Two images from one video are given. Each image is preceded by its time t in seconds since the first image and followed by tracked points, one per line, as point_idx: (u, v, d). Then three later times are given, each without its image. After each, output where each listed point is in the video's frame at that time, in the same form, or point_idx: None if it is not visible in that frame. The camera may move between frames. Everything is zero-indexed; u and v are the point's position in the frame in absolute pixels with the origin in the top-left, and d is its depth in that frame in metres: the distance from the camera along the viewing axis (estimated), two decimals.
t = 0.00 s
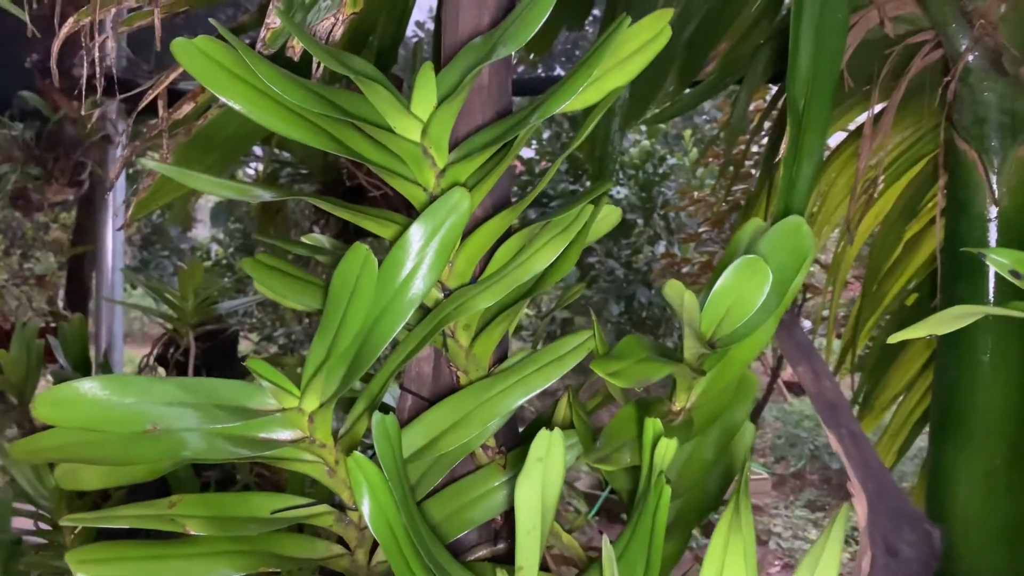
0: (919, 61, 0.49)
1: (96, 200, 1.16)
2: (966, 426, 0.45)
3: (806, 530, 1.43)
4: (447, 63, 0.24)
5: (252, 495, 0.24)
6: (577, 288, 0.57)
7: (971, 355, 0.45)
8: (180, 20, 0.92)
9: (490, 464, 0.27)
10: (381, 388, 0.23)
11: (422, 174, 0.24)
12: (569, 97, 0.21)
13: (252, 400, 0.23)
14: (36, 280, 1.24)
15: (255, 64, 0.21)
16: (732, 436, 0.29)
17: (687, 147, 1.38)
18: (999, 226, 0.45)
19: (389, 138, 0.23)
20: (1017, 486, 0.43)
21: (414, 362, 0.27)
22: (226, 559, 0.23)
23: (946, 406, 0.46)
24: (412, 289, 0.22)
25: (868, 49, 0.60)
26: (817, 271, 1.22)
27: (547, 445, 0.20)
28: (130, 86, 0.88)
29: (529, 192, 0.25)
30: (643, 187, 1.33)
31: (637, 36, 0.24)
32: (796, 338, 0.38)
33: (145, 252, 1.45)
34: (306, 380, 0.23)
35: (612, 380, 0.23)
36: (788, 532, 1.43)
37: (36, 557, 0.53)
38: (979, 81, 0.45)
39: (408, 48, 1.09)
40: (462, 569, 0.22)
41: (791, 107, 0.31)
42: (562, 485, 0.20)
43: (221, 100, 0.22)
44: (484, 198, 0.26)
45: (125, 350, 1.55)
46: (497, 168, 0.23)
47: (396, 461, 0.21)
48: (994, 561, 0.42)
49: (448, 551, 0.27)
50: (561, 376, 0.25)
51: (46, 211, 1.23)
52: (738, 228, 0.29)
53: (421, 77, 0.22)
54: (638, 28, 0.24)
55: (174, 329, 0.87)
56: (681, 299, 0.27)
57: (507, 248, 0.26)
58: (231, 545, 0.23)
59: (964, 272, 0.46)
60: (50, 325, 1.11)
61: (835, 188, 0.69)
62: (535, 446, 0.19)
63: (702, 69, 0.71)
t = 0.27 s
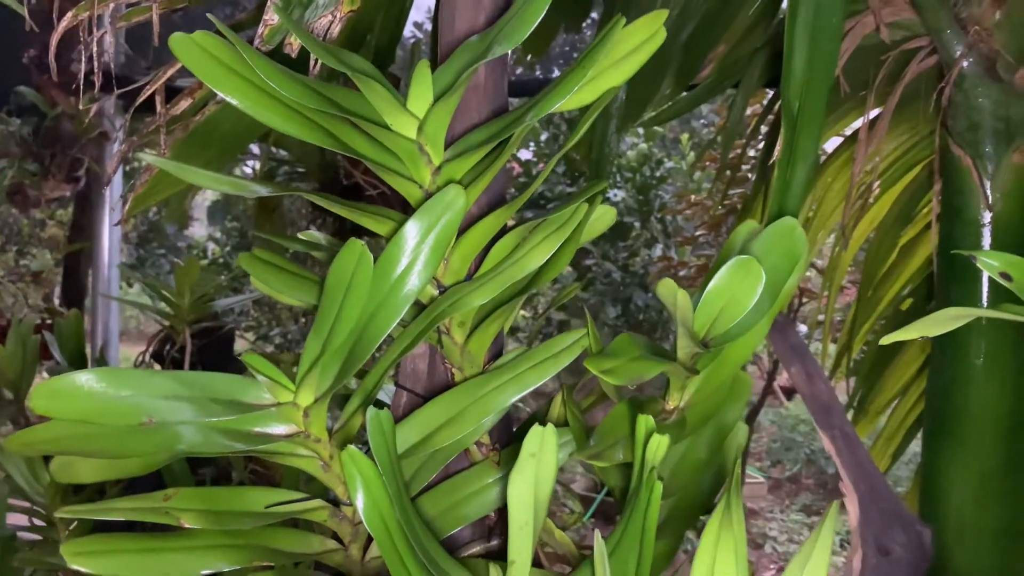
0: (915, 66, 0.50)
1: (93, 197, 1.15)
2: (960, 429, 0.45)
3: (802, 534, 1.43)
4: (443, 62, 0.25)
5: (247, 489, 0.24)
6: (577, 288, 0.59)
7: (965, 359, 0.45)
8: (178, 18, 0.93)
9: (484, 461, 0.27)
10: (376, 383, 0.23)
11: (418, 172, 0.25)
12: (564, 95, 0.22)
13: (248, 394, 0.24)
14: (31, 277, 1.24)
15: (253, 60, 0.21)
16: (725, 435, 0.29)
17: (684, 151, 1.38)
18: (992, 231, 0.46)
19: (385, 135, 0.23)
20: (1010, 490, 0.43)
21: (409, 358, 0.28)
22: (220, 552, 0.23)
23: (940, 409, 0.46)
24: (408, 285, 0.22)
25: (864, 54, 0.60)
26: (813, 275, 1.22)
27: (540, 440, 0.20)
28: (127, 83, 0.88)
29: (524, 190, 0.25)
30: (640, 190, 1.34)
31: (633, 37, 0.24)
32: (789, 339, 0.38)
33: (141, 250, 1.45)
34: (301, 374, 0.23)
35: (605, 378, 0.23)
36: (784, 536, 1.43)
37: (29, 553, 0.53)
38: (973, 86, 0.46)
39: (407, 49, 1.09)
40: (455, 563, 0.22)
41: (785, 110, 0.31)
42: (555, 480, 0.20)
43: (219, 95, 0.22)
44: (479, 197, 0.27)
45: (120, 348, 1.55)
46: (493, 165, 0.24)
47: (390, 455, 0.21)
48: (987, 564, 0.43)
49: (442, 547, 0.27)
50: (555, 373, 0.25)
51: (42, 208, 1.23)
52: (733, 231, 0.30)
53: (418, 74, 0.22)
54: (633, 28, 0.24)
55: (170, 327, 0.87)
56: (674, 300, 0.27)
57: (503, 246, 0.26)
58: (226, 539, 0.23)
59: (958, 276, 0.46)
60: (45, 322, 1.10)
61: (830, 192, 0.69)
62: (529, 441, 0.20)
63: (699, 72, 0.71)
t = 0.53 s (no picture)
0: (915, 66, 0.50)
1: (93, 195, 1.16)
2: (956, 427, 0.45)
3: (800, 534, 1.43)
4: (442, 58, 0.25)
5: (245, 483, 0.24)
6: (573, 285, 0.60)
7: (963, 357, 0.45)
8: (179, 15, 0.93)
9: (481, 456, 0.27)
10: (374, 378, 0.23)
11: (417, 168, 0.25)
12: (563, 91, 0.22)
13: (247, 388, 0.24)
14: (31, 275, 1.24)
15: (253, 54, 0.21)
16: (722, 433, 0.29)
17: (685, 150, 1.38)
18: (990, 231, 0.46)
19: (385, 130, 0.23)
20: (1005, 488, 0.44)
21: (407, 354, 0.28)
22: (217, 546, 0.23)
23: (936, 407, 0.46)
24: (406, 280, 0.22)
25: (864, 53, 0.61)
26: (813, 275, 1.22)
27: (536, 434, 0.20)
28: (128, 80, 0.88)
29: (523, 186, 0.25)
30: (640, 189, 1.33)
31: (631, 33, 0.24)
32: (787, 337, 0.38)
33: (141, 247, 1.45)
34: (299, 368, 0.23)
35: (603, 373, 0.23)
36: (783, 536, 1.43)
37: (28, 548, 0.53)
38: (973, 86, 0.46)
39: (407, 47, 1.09)
40: (452, 558, 0.22)
41: (784, 107, 0.31)
42: (550, 474, 0.20)
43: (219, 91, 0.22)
44: (478, 193, 0.27)
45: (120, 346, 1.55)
46: (493, 161, 0.24)
47: (387, 449, 0.21)
48: (983, 562, 0.44)
49: (440, 542, 0.27)
50: (553, 368, 0.25)
51: (42, 205, 1.23)
52: (732, 227, 0.30)
53: (417, 70, 0.22)
54: (632, 24, 0.24)
55: (169, 323, 0.87)
56: (671, 295, 0.26)
57: (501, 242, 0.26)
58: (223, 532, 0.23)
59: (956, 275, 0.46)
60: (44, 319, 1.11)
61: (830, 191, 0.69)
62: (525, 434, 0.20)
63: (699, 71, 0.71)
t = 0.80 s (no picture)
0: (909, 66, 0.50)
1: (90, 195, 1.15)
2: (949, 426, 0.45)
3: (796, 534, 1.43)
4: (436, 59, 0.25)
5: (238, 481, 0.24)
6: (571, 283, 0.61)
7: (955, 357, 0.45)
8: (177, 16, 0.93)
9: (475, 456, 0.27)
10: (368, 377, 0.23)
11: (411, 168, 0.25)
12: (556, 93, 0.22)
13: (240, 387, 0.24)
14: (27, 275, 1.24)
15: (248, 56, 0.21)
16: (713, 432, 0.29)
17: (681, 151, 1.38)
18: (983, 231, 0.46)
19: (379, 131, 0.23)
20: (997, 486, 0.44)
21: (402, 353, 0.28)
22: (211, 543, 0.23)
23: (929, 407, 0.46)
24: (400, 279, 0.22)
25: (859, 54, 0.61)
26: (809, 275, 1.22)
27: (527, 433, 0.20)
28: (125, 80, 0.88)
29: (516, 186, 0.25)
30: (637, 190, 1.33)
31: (624, 35, 0.24)
32: (778, 337, 0.38)
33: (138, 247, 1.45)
34: (294, 367, 0.23)
35: (594, 372, 0.23)
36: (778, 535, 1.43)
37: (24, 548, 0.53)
38: (966, 86, 0.46)
39: (404, 48, 1.09)
40: (445, 555, 0.22)
41: (776, 107, 0.31)
42: (542, 472, 0.20)
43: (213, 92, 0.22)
44: (472, 193, 0.27)
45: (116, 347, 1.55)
46: (486, 161, 0.24)
47: (381, 448, 0.21)
48: (972, 558, 0.44)
49: (433, 540, 0.27)
50: (546, 368, 0.25)
51: (39, 205, 1.23)
52: (725, 228, 0.30)
53: (411, 71, 0.23)
54: (624, 26, 0.24)
55: (166, 322, 0.87)
56: (662, 295, 0.27)
57: (494, 242, 0.26)
58: (217, 530, 0.23)
59: (949, 275, 0.46)
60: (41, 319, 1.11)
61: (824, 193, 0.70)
62: (516, 434, 0.20)
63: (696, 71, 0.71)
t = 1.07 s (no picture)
0: (903, 68, 0.50)
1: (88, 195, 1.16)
2: (943, 426, 0.46)
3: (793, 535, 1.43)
4: (429, 59, 0.25)
5: (232, 477, 0.24)
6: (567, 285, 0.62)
7: (948, 358, 0.46)
8: (176, 17, 0.93)
9: (467, 453, 0.28)
10: (361, 373, 0.23)
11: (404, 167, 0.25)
12: (547, 92, 0.22)
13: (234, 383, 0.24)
14: (26, 275, 1.24)
15: (242, 54, 0.22)
16: (705, 432, 0.30)
17: (680, 153, 1.38)
18: (977, 232, 0.46)
19: (372, 130, 0.23)
20: (991, 486, 0.44)
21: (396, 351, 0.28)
22: (204, 538, 0.23)
23: (923, 407, 0.47)
24: (393, 276, 0.23)
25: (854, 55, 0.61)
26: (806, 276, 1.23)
27: (518, 428, 0.20)
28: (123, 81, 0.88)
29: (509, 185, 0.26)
30: (635, 191, 1.34)
31: (615, 35, 0.25)
32: (769, 333, 0.39)
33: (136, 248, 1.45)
34: (286, 363, 0.23)
35: (584, 369, 0.24)
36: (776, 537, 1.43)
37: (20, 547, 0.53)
38: (960, 88, 0.46)
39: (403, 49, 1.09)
40: (436, 550, 0.22)
41: (768, 108, 0.32)
42: (532, 468, 0.20)
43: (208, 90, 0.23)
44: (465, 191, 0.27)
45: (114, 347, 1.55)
46: (478, 160, 0.24)
47: (373, 443, 0.21)
48: (967, 559, 0.44)
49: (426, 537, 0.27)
50: (538, 365, 0.25)
51: (38, 205, 1.23)
52: (718, 227, 0.30)
53: (403, 70, 0.23)
54: (615, 26, 0.25)
55: (163, 322, 0.87)
56: (654, 291, 0.28)
57: (487, 240, 0.26)
58: (210, 525, 0.23)
59: (941, 276, 0.47)
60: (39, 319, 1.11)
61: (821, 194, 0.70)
62: (507, 429, 0.20)
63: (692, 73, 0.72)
